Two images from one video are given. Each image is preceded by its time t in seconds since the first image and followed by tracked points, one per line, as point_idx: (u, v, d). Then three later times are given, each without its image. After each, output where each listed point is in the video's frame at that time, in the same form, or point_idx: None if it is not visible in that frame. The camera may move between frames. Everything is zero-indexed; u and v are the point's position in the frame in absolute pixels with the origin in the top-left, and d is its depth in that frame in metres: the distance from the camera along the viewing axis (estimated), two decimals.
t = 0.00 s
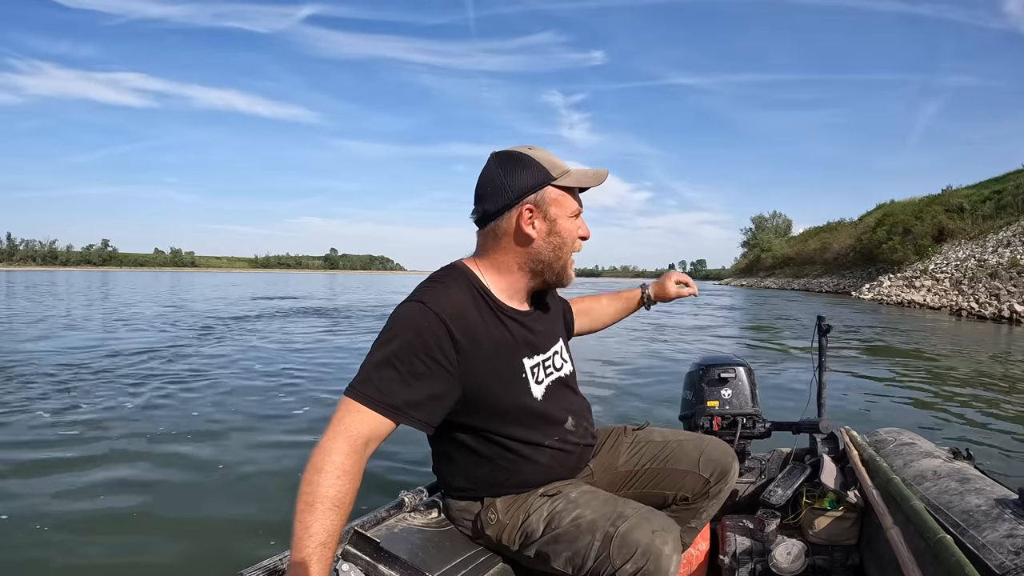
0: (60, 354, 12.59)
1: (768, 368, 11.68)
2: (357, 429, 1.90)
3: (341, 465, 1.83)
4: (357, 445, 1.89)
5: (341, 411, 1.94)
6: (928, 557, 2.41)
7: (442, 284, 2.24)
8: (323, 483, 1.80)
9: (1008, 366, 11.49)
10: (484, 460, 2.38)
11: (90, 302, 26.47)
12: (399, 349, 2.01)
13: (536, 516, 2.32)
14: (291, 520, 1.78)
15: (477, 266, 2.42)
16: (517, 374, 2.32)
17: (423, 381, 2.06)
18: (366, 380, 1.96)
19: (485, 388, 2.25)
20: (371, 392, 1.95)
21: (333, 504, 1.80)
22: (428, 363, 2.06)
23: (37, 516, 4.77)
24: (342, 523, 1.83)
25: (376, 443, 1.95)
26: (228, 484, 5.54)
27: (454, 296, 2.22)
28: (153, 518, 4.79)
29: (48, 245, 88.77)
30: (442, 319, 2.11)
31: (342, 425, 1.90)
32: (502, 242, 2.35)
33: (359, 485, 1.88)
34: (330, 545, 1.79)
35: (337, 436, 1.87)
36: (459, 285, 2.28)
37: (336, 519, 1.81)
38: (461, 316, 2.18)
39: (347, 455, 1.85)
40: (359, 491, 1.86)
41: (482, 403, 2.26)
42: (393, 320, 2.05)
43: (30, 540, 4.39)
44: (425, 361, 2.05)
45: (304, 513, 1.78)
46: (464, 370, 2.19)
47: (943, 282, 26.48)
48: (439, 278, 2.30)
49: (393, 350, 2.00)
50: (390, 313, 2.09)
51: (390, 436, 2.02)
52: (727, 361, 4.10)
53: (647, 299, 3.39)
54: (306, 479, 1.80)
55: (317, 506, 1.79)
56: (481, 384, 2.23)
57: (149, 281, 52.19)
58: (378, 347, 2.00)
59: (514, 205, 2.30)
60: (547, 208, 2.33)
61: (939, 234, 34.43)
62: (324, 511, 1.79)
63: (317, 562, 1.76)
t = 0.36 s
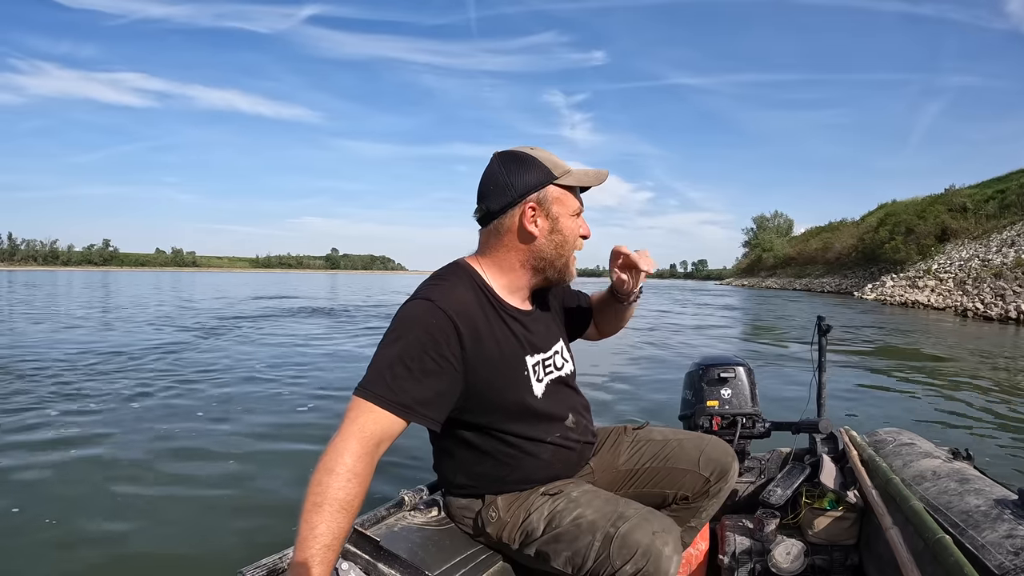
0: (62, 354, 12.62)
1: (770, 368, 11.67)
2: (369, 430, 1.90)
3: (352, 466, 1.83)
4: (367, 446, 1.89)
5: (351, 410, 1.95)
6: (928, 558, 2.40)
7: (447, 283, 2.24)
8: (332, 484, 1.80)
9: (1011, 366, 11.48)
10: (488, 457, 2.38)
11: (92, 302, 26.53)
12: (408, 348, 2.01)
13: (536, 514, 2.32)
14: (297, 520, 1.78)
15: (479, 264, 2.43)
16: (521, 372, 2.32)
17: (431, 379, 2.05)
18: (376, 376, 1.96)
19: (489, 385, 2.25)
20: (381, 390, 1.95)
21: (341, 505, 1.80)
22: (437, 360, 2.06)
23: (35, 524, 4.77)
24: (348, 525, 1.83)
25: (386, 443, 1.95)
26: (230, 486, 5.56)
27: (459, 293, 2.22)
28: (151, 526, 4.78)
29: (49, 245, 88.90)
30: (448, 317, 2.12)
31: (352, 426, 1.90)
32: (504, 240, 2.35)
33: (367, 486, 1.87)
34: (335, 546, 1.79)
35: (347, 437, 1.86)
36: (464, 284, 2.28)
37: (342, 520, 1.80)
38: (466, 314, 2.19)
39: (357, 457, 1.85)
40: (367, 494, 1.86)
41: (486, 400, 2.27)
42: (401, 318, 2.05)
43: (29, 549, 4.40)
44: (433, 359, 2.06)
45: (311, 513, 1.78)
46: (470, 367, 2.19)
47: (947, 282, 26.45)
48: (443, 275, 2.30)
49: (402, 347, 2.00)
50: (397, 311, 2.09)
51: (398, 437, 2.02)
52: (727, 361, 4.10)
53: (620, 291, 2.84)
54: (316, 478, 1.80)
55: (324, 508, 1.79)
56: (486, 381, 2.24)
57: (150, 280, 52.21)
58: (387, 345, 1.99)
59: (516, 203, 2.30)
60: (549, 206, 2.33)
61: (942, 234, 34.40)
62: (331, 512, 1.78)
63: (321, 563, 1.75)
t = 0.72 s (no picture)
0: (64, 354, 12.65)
1: (772, 368, 11.66)
2: (371, 429, 1.91)
3: (353, 466, 1.83)
4: (369, 446, 1.89)
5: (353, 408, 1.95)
6: (928, 556, 2.40)
7: (448, 282, 2.25)
8: (334, 483, 1.80)
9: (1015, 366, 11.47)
10: (488, 456, 2.38)
11: (94, 302, 26.60)
12: (410, 348, 2.01)
13: (536, 513, 2.32)
14: (298, 519, 1.78)
15: (480, 264, 2.43)
16: (521, 372, 2.33)
17: (433, 379, 2.06)
18: (378, 376, 1.96)
19: (490, 384, 2.26)
20: (383, 390, 1.95)
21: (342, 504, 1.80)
22: (438, 360, 2.07)
23: (37, 524, 4.78)
24: (348, 525, 1.83)
25: (387, 443, 1.96)
26: (231, 487, 5.56)
27: (461, 293, 2.23)
28: (153, 527, 4.79)
29: (51, 245, 89.03)
30: (450, 317, 2.12)
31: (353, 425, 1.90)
32: (505, 239, 2.35)
33: (368, 485, 1.87)
34: (336, 546, 1.79)
35: (349, 437, 1.87)
36: (465, 283, 2.28)
37: (343, 520, 1.80)
38: (467, 313, 2.20)
39: (359, 456, 1.85)
40: (368, 494, 1.86)
41: (486, 400, 2.27)
42: (402, 317, 2.05)
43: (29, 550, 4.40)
44: (435, 359, 2.06)
45: (312, 512, 1.78)
46: (471, 366, 2.20)
47: (952, 282, 26.41)
48: (444, 275, 2.31)
49: (404, 347, 2.01)
50: (397, 311, 2.10)
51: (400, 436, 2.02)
52: (727, 360, 4.10)
53: (611, 284, 2.82)
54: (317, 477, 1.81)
55: (325, 507, 1.79)
56: (487, 380, 2.25)
57: (152, 280, 52.28)
58: (388, 345, 2.00)
59: (517, 203, 2.31)
60: (549, 205, 2.33)
61: (945, 233, 34.36)
62: (332, 512, 1.79)
63: (321, 563, 1.75)
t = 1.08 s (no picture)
0: (66, 354, 12.67)
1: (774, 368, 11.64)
2: (371, 431, 1.90)
3: (354, 468, 1.83)
4: (371, 448, 1.89)
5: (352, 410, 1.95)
6: (928, 555, 2.40)
7: (444, 283, 2.25)
8: (334, 486, 1.79)
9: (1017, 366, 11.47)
10: (486, 457, 2.38)
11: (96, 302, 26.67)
12: (407, 349, 2.01)
13: (536, 514, 2.32)
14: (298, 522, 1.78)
15: (476, 265, 2.44)
16: (518, 374, 2.33)
17: (430, 380, 2.06)
18: (375, 377, 1.97)
19: (486, 386, 2.26)
20: (381, 390, 1.95)
21: (344, 506, 1.80)
22: (434, 361, 2.07)
23: (38, 523, 4.78)
24: (350, 528, 1.83)
25: (388, 445, 1.96)
26: (232, 488, 5.57)
27: (457, 295, 2.23)
28: (154, 528, 4.78)
29: (53, 245, 89.19)
30: (446, 318, 2.12)
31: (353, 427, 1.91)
32: (497, 241, 2.35)
33: (369, 486, 1.87)
34: (337, 549, 1.79)
35: (349, 439, 1.86)
36: (461, 285, 2.28)
37: (344, 522, 1.80)
38: (463, 315, 2.20)
39: (360, 458, 1.85)
40: (369, 496, 1.86)
41: (482, 401, 2.28)
42: (399, 318, 2.06)
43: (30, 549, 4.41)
44: (431, 359, 2.06)
45: (313, 515, 1.78)
46: (467, 368, 2.20)
47: (955, 283, 26.38)
48: (440, 276, 2.31)
49: (400, 348, 2.01)
50: (394, 312, 2.10)
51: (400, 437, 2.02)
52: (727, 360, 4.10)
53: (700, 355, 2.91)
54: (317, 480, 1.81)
55: (325, 510, 1.79)
56: (482, 382, 2.25)
57: (154, 280, 52.37)
58: (385, 346, 2.00)
59: (508, 205, 2.31)
60: (541, 208, 2.32)
61: (948, 233, 34.31)
62: (333, 514, 1.78)
63: (322, 565, 1.75)
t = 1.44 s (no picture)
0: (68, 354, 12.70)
1: (775, 369, 11.63)
2: (380, 435, 1.91)
3: (362, 472, 1.83)
4: (378, 452, 1.89)
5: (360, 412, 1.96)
6: (928, 558, 2.40)
7: (450, 285, 2.26)
8: (342, 489, 1.80)
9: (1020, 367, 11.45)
10: (486, 458, 2.38)
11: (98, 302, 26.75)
12: (413, 351, 2.02)
13: (535, 516, 2.32)
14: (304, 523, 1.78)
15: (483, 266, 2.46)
16: (521, 379, 2.33)
17: (436, 382, 2.07)
18: (381, 378, 1.97)
19: (489, 389, 2.27)
20: (386, 391, 1.95)
21: (349, 509, 1.80)
22: (439, 362, 2.07)
23: (40, 522, 4.79)
24: (354, 531, 1.82)
25: (395, 449, 1.95)
26: (233, 487, 5.57)
27: (462, 297, 2.24)
28: (154, 526, 4.78)
29: (53, 245, 89.33)
30: (452, 320, 2.13)
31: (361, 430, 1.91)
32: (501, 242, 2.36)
33: (375, 491, 1.87)
34: (340, 552, 1.78)
35: (357, 443, 1.86)
36: (467, 287, 2.29)
37: (349, 525, 1.80)
38: (468, 317, 2.20)
39: (368, 462, 1.86)
40: (376, 501, 1.86)
41: (485, 404, 2.28)
42: (404, 320, 2.06)
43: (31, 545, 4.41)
44: (437, 361, 2.06)
45: (319, 517, 1.78)
46: (470, 371, 2.21)
47: (959, 283, 26.33)
48: (445, 277, 2.32)
49: (405, 349, 2.01)
50: (400, 313, 2.11)
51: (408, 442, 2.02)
52: (726, 362, 4.10)
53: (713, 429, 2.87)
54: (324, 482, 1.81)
55: (331, 513, 1.79)
56: (486, 384, 2.26)
57: (156, 280, 52.50)
58: (391, 346, 2.01)
59: (510, 207, 2.32)
60: (543, 211, 2.31)
61: (951, 232, 34.26)
62: (339, 518, 1.79)
63: (326, 567, 1.75)
